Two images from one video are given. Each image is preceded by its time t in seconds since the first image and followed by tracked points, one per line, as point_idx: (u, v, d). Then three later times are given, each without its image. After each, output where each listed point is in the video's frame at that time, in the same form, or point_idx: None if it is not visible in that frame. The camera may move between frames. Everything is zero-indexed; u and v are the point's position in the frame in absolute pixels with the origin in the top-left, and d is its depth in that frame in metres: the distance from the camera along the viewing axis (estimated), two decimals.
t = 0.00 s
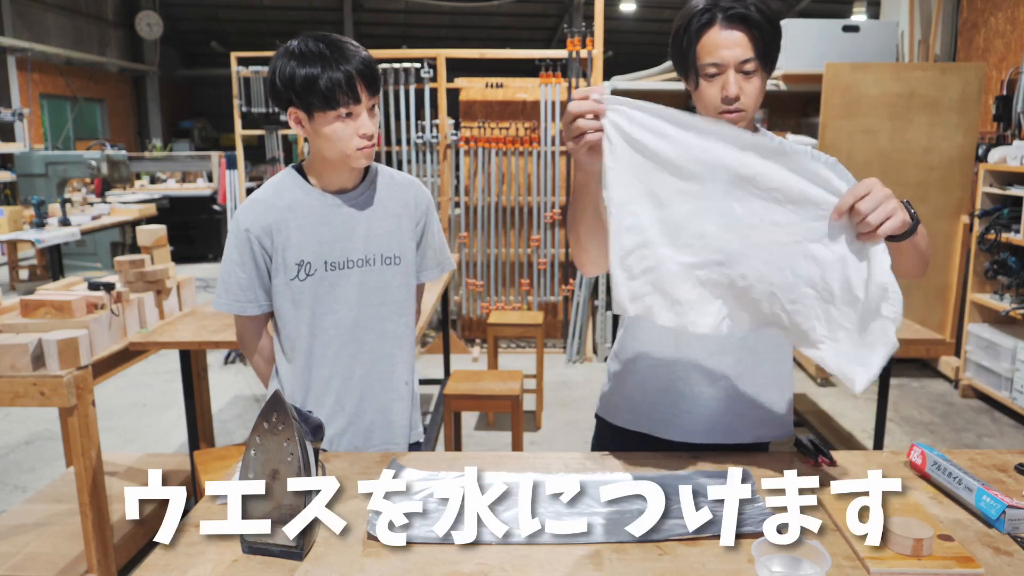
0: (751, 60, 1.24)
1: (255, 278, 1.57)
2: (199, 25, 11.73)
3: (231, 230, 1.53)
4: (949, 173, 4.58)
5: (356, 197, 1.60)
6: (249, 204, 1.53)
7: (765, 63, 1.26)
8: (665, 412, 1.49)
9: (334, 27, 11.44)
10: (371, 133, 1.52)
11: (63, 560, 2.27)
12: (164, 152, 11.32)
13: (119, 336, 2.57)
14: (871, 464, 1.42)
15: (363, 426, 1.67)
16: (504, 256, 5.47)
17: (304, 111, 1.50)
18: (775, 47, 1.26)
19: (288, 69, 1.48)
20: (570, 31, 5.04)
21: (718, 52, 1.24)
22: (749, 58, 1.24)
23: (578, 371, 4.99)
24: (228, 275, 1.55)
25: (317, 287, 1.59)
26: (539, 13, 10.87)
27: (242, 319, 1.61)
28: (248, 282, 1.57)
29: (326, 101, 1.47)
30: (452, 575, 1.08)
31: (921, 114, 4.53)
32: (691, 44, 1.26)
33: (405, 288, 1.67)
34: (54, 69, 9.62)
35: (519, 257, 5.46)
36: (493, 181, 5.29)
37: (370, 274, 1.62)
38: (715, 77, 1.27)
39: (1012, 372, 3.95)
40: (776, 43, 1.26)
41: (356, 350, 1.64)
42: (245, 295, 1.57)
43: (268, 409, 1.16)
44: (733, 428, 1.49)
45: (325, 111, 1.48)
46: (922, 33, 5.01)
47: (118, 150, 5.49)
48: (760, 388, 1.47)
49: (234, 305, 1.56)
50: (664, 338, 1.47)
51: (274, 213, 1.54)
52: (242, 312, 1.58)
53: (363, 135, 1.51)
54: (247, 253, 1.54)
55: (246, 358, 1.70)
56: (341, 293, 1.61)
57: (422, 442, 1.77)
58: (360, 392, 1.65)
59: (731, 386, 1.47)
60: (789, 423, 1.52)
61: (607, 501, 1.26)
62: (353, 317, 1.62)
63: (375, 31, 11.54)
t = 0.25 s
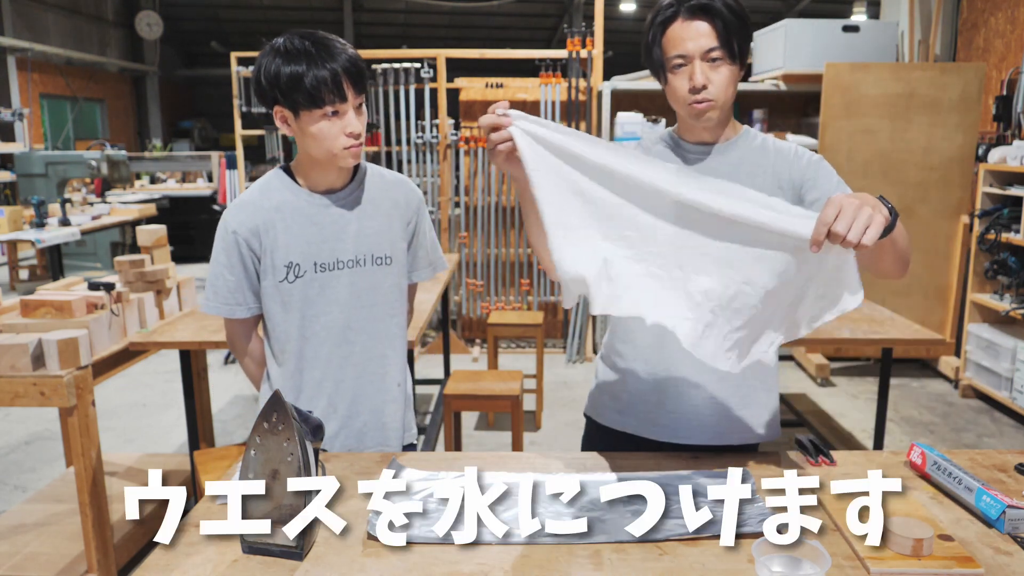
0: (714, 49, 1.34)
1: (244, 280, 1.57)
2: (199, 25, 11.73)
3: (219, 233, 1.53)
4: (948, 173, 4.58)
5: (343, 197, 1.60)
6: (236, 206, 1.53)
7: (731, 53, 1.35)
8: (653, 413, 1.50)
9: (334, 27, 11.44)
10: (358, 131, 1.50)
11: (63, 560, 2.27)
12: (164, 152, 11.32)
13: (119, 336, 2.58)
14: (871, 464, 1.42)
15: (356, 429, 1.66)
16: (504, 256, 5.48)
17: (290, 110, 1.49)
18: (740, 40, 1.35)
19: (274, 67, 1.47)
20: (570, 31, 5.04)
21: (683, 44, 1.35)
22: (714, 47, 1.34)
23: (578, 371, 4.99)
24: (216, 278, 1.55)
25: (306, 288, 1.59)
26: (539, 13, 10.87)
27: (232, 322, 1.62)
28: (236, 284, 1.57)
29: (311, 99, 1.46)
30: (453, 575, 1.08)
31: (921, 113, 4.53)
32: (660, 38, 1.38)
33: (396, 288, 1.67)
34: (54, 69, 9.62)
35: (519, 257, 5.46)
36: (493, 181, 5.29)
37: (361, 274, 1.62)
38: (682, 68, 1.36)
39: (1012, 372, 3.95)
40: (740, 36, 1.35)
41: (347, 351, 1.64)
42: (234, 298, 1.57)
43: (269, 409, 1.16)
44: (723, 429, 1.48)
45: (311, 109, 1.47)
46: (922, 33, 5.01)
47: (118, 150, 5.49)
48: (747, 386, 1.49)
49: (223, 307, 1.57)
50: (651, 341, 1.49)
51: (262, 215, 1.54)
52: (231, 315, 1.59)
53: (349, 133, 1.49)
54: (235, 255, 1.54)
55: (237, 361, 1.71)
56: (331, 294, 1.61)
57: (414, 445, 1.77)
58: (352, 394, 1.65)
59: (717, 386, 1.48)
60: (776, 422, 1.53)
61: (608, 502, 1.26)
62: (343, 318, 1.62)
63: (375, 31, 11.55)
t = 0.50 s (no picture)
0: (677, 46, 1.39)
1: (235, 281, 1.57)
2: (199, 25, 11.73)
3: (211, 234, 1.53)
4: (949, 173, 4.58)
5: (334, 197, 1.60)
6: (228, 208, 1.54)
7: (694, 49, 1.40)
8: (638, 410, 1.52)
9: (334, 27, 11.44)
10: (347, 131, 1.48)
11: (63, 560, 2.27)
12: (164, 152, 11.32)
13: (119, 336, 2.58)
14: (871, 464, 1.42)
15: (350, 430, 1.66)
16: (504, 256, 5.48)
17: (279, 110, 1.47)
18: (702, 36, 1.40)
19: (262, 66, 1.46)
20: (570, 31, 5.04)
21: (648, 44, 1.40)
22: (677, 45, 1.39)
23: (578, 371, 4.99)
24: (208, 279, 1.55)
25: (298, 289, 1.58)
26: (539, 13, 10.87)
27: (225, 323, 1.63)
28: (229, 285, 1.57)
29: (300, 99, 1.44)
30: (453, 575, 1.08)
31: (921, 113, 4.53)
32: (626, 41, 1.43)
33: (390, 288, 1.67)
34: (54, 69, 9.62)
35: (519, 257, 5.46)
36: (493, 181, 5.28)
37: (354, 275, 1.62)
38: (649, 68, 1.41)
39: (1012, 372, 3.95)
40: (702, 32, 1.40)
41: (340, 353, 1.63)
42: (226, 299, 1.57)
43: (269, 409, 1.16)
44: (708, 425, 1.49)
45: (299, 110, 1.45)
46: (922, 32, 5.03)
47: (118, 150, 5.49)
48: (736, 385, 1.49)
49: (215, 308, 1.57)
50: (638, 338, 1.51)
51: (253, 216, 1.54)
52: (224, 316, 1.59)
53: (338, 133, 1.48)
54: (227, 256, 1.54)
55: (231, 362, 1.71)
56: (324, 295, 1.61)
57: (409, 445, 1.78)
58: (346, 395, 1.65)
59: (705, 384, 1.48)
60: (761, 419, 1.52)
61: (608, 502, 1.26)
62: (336, 318, 1.62)
63: (375, 31, 11.55)
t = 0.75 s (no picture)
0: (650, 58, 1.31)
1: (230, 281, 1.57)
2: (199, 25, 11.73)
3: (205, 234, 1.53)
4: (948, 173, 4.58)
5: (329, 197, 1.60)
6: (222, 208, 1.54)
7: (669, 60, 1.32)
8: (626, 410, 1.51)
9: (334, 27, 11.44)
10: (340, 130, 1.48)
11: (63, 560, 2.27)
12: (164, 152, 11.32)
13: (119, 336, 2.58)
14: (871, 464, 1.42)
15: (346, 430, 1.66)
16: (505, 256, 5.48)
17: (272, 109, 1.47)
18: (676, 46, 1.32)
19: (255, 65, 1.46)
20: (570, 31, 5.04)
21: (620, 56, 1.31)
22: (650, 58, 1.30)
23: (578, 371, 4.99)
24: (202, 279, 1.55)
25: (293, 288, 1.59)
26: (539, 13, 10.87)
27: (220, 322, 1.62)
28: (223, 285, 1.56)
29: (293, 99, 1.44)
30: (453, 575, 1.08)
31: (920, 113, 4.53)
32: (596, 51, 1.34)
33: (385, 287, 1.67)
34: (54, 69, 9.62)
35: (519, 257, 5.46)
36: (493, 181, 5.28)
37: (349, 274, 1.63)
38: (622, 81, 1.34)
39: (1012, 372, 3.95)
40: (677, 41, 1.32)
41: (335, 352, 1.64)
42: (221, 299, 1.57)
43: (269, 409, 1.16)
44: (698, 420, 1.49)
45: (293, 110, 1.46)
46: (922, 33, 5.00)
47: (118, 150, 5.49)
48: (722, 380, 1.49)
49: (210, 308, 1.57)
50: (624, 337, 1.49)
51: (248, 216, 1.54)
52: (219, 316, 1.59)
53: (331, 132, 1.48)
54: (221, 256, 1.54)
55: (227, 362, 1.70)
56: (319, 294, 1.61)
57: (407, 445, 1.78)
58: (342, 395, 1.65)
59: (692, 379, 1.48)
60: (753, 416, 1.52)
61: (608, 502, 1.26)
62: (331, 318, 1.62)
63: (375, 31, 11.55)
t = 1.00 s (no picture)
0: (649, 69, 1.27)
1: (227, 280, 1.57)
2: (199, 25, 11.73)
3: (203, 233, 1.54)
4: (948, 173, 4.58)
5: (326, 197, 1.60)
6: (220, 207, 1.54)
7: (666, 71, 1.28)
8: (624, 414, 1.51)
9: (334, 28, 11.44)
10: (338, 133, 1.48)
11: (63, 560, 2.27)
12: (164, 152, 11.32)
13: (119, 336, 2.58)
14: (871, 464, 1.42)
15: (343, 430, 1.66)
16: (505, 256, 5.49)
17: (271, 109, 1.47)
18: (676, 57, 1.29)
19: (255, 64, 1.46)
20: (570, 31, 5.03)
21: (618, 63, 1.27)
22: (648, 68, 1.27)
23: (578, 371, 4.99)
24: (200, 278, 1.55)
25: (290, 288, 1.59)
26: (539, 13, 10.86)
27: (218, 323, 1.63)
28: (221, 285, 1.57)
29: (292, 100, 1.44)
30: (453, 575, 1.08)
31: (921, 113, 4.53)
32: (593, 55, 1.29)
33: (383, 287, 1.67)
34: (54, 69, 9.62)
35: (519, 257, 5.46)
36: (493, 181, 5.29)
37: (346, 274, 1.63)
38: (617, 89, 1.30)
39: (1012, 372, 3.94)
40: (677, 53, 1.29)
41: (333, 353, 1.64)
42: (219, 298, 1.57)
43: (269, 409, 1.15)
44: (696, 421, 1.49)
45: (291, 110, 1.46)
46: (922, 32, 5.00)
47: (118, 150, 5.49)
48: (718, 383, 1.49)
49: (207, 308, 1.57)
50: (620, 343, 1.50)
51: (245, 215, 1.54)
52: (216, 316, 1.59)
53: (330, 134, 1.48)
54: (219, 256, 1.55)
55: (225, 363, 1.70)
56: (317, 294, 1.61)
57: (405, 446, 1.78)
58: (339, 396, 1.65)
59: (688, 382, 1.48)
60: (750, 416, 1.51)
61: (608, 501, 1.26)
62: (328, 318, 1.62)
63: (375, 31, 11.55)
